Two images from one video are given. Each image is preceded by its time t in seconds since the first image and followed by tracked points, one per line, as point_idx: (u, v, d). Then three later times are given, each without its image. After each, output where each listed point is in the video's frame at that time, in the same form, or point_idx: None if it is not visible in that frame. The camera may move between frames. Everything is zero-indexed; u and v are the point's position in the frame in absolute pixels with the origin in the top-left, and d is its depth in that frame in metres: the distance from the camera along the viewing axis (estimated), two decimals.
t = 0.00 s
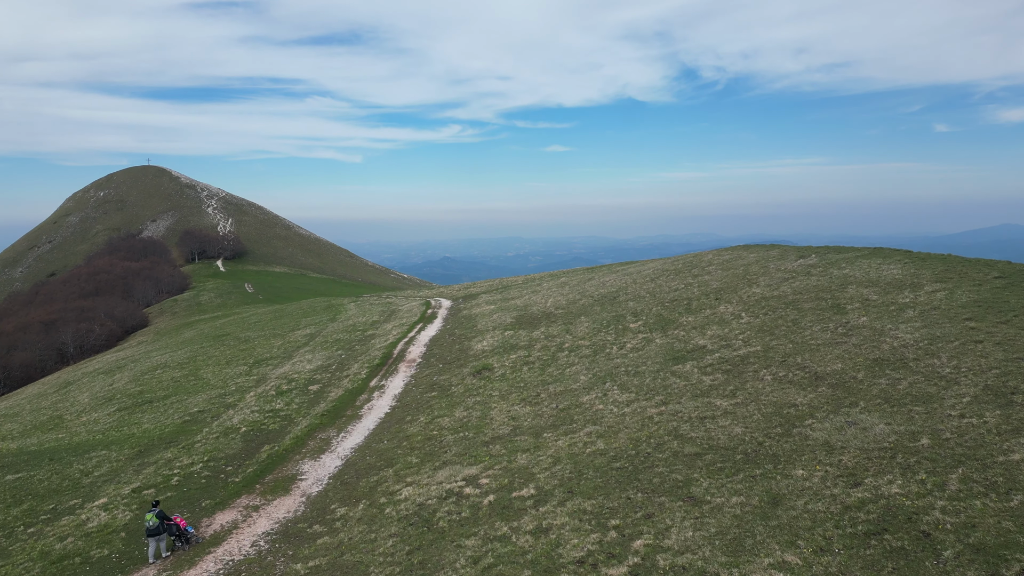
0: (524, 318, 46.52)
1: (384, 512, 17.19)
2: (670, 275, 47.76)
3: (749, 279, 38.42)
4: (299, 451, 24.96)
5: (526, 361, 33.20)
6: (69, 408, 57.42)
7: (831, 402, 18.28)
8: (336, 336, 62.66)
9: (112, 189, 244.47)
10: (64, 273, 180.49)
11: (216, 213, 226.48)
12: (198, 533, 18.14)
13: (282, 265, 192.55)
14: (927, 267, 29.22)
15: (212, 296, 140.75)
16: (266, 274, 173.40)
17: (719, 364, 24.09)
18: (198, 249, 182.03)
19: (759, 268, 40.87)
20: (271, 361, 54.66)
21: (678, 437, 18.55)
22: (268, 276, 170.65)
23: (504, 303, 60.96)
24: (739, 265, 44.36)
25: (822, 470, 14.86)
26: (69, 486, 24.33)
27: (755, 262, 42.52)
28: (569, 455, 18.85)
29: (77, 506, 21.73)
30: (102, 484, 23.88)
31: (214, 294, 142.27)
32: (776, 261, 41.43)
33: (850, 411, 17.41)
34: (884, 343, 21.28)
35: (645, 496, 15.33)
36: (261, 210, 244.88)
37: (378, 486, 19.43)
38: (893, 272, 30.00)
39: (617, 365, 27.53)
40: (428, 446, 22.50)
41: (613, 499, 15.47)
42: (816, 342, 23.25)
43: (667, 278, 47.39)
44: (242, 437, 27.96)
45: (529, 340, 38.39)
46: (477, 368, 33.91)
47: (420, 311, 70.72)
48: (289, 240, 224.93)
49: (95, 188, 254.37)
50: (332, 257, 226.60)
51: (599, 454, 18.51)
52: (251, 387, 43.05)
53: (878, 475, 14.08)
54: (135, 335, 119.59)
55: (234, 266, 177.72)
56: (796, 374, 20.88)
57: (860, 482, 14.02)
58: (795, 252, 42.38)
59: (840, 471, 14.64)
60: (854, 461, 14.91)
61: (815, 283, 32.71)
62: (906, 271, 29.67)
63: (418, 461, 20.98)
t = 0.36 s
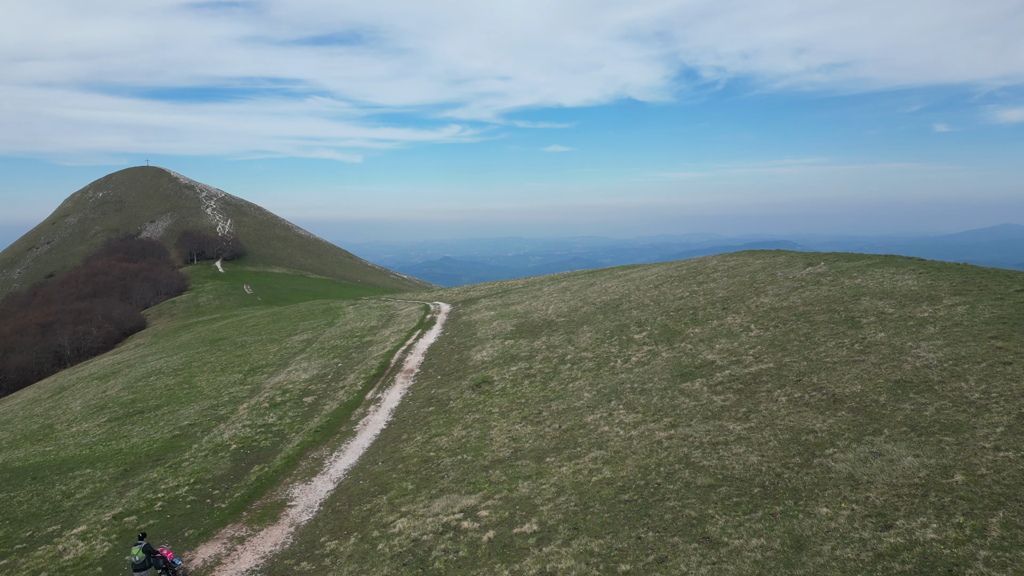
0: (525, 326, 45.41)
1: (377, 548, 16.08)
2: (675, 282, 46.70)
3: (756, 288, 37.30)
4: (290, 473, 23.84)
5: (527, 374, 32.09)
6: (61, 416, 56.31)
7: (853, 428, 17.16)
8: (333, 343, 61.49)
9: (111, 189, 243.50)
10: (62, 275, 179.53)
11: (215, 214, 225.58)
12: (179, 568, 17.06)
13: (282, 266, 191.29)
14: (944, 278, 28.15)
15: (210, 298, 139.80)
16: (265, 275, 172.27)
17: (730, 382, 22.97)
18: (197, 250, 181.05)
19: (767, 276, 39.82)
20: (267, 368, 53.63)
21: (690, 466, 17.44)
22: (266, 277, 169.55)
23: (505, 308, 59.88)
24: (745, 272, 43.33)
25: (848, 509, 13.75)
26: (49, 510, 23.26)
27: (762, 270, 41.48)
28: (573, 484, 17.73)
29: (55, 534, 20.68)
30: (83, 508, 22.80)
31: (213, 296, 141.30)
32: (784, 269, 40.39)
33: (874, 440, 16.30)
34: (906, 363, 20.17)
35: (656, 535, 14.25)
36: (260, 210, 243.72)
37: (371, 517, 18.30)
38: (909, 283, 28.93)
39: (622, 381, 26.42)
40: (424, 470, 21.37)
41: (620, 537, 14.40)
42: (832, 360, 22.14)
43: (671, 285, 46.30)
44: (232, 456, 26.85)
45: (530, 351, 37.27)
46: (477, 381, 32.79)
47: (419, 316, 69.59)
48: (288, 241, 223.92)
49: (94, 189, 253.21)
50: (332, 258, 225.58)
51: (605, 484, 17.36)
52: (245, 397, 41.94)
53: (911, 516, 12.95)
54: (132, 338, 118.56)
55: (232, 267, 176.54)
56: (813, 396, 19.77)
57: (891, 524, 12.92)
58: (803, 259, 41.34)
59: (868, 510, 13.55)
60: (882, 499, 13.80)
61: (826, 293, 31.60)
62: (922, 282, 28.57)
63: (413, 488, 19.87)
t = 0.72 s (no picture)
0: (526, 335, 44.33)
1: None
2: (679, 289, 45.66)
3: (764, 297, 36.22)
4: (279, 498, 22.72)
5: (528, 388, 30.99)
6: (52, 425, 55.22)
7: (877, 460, 16.08)
8: (329, 349, 60.40)
9: (109, 190, 242.47)
10: (60, 276, 178.49)
11: (215, 215, 224.66)
12: None
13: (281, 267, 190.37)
14: (962, 291, 27.11)
15: (209, 300, 138.80)
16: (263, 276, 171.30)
17: (742, 403, 21.88)
18: (196, 251, 180.06)
19: (774, 285, 38.80)
20: (263, 376, 52.56)
21: (702, 499, 16.34)
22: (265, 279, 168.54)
23: (505, 315, 58.83)
24: (752, 280, 42.31)
25: (877, 554, 12.67)
26: (28, 536, 22.18)
27: (770, 278, 40.46)
28: (578, 518, 16.63)
29: (31, 565, 19.59)
30: (62, 536, 21.69)
31: (211, 298, 140.33)
32: (791, 278, 39.37)
33: (901, 474, 15.21)
34: (930, 385, 19.09)
35: None
36: (259, 211, 242.89)
37: (362, 551, 17.21)
38: (925, 296, 27.89)
39: (627, 399, 25.34)
40: (421, 497, 20.28)
41: None
42: (849, 380, 21.07)
43: (675, 292, 45.22)
44: (220, 476, 25.75)
45: (531, 363, 36.17)
46: (476, 395, 31.70)
47: (417, 321, 68.55)
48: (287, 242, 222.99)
49: (93, 189, 252.17)
50: (331, 259, 224.67)
51: (612, 519, 16.26)
52: (238, 409, 40.83)
53: (948, 566, 11.86)
54: (129, 340, 117.50)
55: (231, 268, 175.45)
56: (832, 421, 18.70)
57: (926, 574, 11.82)
58: (811, 267, 40.35)
59: (900, 557, 12.43)
60: (915, 545, 12.71)
61: (837, 304, 30.55)
62: (938, 295, 27.54)
63: (408, 518, 18.77)
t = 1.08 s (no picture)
0: (526, 344, 43.23)
1: None
2: (683, 297, 44.60)
3: (772, 308, 35.14)
4: (268, 525, 21.61)
5: (529, 404, 29.89)
6: (43, 434, 54.13)
7: (904, 496, 15.00)
8: (327, 356, 59.29)
9: (108, 190, 241.55)
10: (59, 277, 177.50)
11: (214, 215, 223.68)
12: None
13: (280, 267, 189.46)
14: (982, 304, 26.04)
15: (207, 301, 137.79)
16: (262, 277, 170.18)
17: (754, 426, 20.76)
18: (195, 252, 179.04)
19: (782, 294, 37.73)
20: (258, 385, 51.48)
21: (717, 537, 15.25)
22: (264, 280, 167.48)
23: (506, 321, 57.76)
24: (758, 288, 41.25)
25: None
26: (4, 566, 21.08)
27: (777, 287, 39.42)
28: (583, 558, 15.54)
29: None
30: (39, 566, 20.61)
31: (210, 300, 139.34)
32: (800, 286, 38.28)
33: (931, 514, 14.12)
34: (957, 411, 17.99)
35: None
36: (259, 212, 242.04)
37: None
38: (942, 309, 26.82)
39: (632, 418, 24.23)
40: (416, 528, 19.18)
41: None
42: (868, 404, 19.99)
43: (679, 300, 44.15)
44: (207, 499, 24.66)
45: (532, 375, 35.07)
46: (475, 411, 30.60)
47: (416, 326, 67.43)
48: (287, 243, 222.00)
49: (91, 190, 251.16)
50: (331, 260, 223.70)
51: (620, 559, 15.16)
52: (231, 421, 39.74)
53: None
54: (127, 343, 116.48)
55: (230, 270, 174.38)
56: (852, 450, 17.61)
57: None
58: (820, 275, 39.31)
59: None
60: None
61: (850, 316, 29.48)
62: (957, 309, 26.47)
63: (403, 552, 17.71)
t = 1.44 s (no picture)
0: (527, 354, 42.15)
1: None
2: (688, 305, 43.55)
3: (781, 319, 34.07)
4: (256, 555, 20.53)
5: (530, 421, 28.79)
6: (33, 444, 53.02)
7: (936, 539, 13.90)
8: (323, 364, 58.19)
9: (108, 191, 240.58)
10: (56, 278, 176.42)
11: (213, 216, 222.64)
12: None
13: (280, 269, 188.54)
14: (1003, 320, 25.00)
15: (206, 303, 136.79)
16: (261, 279, 169.10)
17: (769, 452, 19.67)
18: (194, 253, 178.07)
19: (791, 304, 36.68)
20: (253, 394, 50.44)
21: None
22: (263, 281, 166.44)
23: (506, 328, 56.71)
24: (765, 297, 40.21)
25: None
26: None
27: (786, 297, 38.39)
28: None
29: None
30: None
31: (208, 301, 138.32)
32: (809, 296, 37.24)
33: (967, 560, 13.03)
34: (988, 441, 16.90)
35: None
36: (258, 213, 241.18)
37: None
38: (961, 324, 25.80)
39: (639, 440, 23.16)
40: (412, 561, 18.10)
41: None
42: (890, 430, 18.90)
43: (684, 309, 43.09)
44: (194, 524, 23.57)
45: (532, 389, 33.98)
46: (473, 427, 29.50)
47: (414, 332, 66.30)
48: (287, 244, 221.16)
49: (90, 190, 250.00)
50: (331, 261, 222.72)
51: None
52: (223, 434, 38.63)
53: None
54: (124, 346, 115.43)
55: (228, 270, 173.30)
56: (876, 483, 16.51)
57: None
58: (829, 285, 38.28)
59: None
60: None
61: (863, 330, 28.41)
62: (976, 325, 25.41)
63: None
